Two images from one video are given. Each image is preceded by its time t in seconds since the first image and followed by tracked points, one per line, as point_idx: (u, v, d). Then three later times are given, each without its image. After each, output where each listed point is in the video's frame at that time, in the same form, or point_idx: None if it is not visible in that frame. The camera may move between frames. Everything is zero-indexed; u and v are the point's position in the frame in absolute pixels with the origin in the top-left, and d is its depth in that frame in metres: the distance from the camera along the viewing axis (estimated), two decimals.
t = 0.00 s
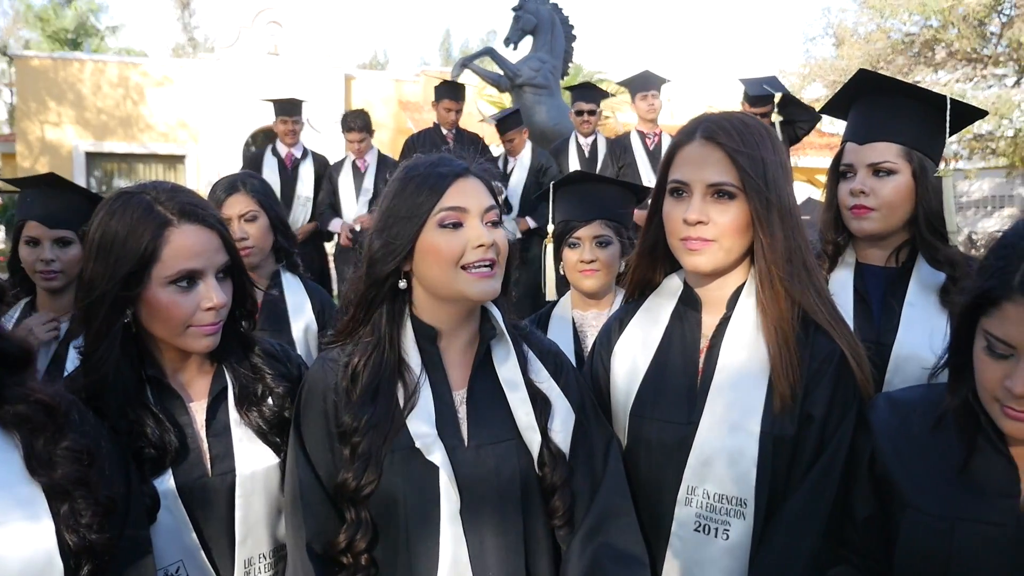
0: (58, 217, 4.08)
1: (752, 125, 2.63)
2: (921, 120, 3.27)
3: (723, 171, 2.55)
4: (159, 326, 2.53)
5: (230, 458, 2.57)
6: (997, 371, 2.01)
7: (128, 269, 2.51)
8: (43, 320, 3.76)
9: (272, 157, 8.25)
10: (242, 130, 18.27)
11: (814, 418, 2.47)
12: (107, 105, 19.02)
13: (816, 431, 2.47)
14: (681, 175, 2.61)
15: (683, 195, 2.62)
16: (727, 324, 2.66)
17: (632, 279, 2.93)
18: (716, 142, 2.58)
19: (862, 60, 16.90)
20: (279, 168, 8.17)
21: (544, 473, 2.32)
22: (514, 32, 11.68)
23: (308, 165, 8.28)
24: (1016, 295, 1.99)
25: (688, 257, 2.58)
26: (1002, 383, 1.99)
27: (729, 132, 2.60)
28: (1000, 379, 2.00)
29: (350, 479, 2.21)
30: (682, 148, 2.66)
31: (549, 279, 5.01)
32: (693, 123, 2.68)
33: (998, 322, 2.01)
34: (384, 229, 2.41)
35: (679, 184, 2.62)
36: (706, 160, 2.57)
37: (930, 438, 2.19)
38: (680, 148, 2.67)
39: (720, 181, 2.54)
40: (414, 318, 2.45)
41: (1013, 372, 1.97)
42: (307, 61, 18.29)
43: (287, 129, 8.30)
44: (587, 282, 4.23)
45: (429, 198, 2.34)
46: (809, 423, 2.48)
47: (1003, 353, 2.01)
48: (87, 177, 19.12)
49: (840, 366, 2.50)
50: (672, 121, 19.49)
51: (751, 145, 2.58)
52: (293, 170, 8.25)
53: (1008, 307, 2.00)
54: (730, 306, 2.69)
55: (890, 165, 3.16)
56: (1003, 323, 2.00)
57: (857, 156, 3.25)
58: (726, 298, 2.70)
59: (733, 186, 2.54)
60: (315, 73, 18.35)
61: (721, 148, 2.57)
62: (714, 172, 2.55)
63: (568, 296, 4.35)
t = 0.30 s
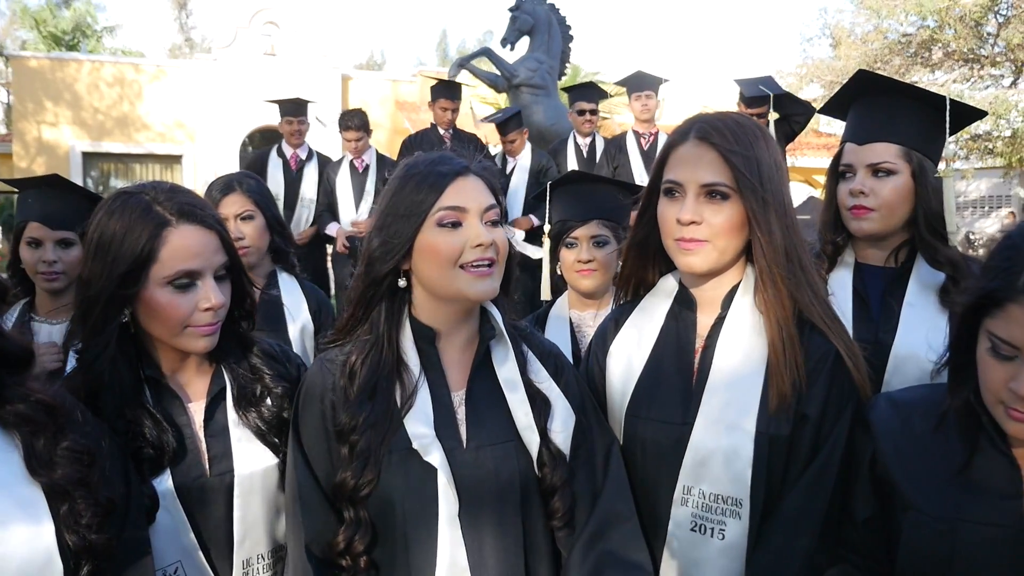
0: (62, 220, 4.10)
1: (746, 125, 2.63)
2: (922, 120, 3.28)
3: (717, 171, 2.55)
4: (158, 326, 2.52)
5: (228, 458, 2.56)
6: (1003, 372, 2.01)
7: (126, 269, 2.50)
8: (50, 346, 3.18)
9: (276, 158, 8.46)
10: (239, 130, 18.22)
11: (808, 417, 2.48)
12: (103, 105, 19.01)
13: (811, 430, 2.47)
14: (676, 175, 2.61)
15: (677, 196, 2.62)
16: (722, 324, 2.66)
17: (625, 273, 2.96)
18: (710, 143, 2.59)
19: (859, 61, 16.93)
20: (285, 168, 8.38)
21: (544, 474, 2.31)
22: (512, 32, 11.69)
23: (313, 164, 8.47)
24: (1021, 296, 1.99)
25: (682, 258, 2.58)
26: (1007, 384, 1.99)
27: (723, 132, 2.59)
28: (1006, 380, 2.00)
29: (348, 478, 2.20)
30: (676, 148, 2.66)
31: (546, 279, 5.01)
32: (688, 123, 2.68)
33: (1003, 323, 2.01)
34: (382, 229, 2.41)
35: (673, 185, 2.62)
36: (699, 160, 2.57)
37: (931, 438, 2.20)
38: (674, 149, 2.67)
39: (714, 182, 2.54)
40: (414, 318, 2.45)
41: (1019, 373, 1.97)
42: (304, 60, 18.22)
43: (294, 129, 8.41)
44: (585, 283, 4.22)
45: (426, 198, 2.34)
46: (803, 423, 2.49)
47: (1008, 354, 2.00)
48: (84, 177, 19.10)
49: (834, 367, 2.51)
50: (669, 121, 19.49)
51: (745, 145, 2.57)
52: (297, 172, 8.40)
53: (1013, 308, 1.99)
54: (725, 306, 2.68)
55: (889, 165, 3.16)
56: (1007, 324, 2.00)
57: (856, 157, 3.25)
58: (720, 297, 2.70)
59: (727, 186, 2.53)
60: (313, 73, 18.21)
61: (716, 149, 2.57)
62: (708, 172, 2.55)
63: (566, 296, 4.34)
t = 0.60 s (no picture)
0: (63, 220, 4.11)
1: (743, 126, 2.63)
2: (925, 120, 3.28)
3: (714, 172, 2.55)
4: (158, 325, 2.52)
5: (229, 458, 2.56)
6: (1009, 371, 2.01)
7: (127, 268, 2.50)
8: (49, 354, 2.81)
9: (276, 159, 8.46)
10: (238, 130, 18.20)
11: (806, 416, 2.48)
12: (103, 106, 19.01)
13: (809, 430, 2.48)
14: (672, 175, 2.61)
15: (673, 197, 2.62)
16: (719, 325, 2.66)
17: (624, 275, 2.97)
18: (707, 144, 2.58)
19: (859, 60, 16.96)
20: (284, 168, 8.38)
21: (540, 472, 2.31)
22: (511, 32, 11.70)
23: (312, 164, 8.48)
24: None
25: (680, 258, 2.58)
26: (1014, 383, 1.99)
27: (721, 133, 2.59)
28: (1012, 379, 2.00)
29: (344, 473, 2.20)
30: (673, 148, 2.65)
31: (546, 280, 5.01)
32: (686, 123, 2.68)
33: (1010, 322, 2.01)
34: (380, 231, 2.40)
35: (670, 186, 2.62)
36: (697, 161, 2.57)
37: (931, 437, 2.19)
38: (672, 149, 2.67)
39: (710, 183, 2.54)
40: (410, 319, 2.45)
41: None
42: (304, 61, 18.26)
43: (295, 129, 8.39)
44: (585, 283, 4.20)
45: (425, 203, 2.33)
46: (801, 422, 2.49)
47: (1014, 354, 2.01)
48: (84, 177, 19.10)
49: (830, 365, 2.51)
50: (669, 121, 19.50)
51: (742, 147, 2.57)
52: (296, 172, 8.43)
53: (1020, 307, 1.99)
54: (722, 306, 2.68)
55: (893, 164, 3.15)
56: (1014, 323, 2.00)
57: (860, 155, 3.23)
58: (717, 298, 2.70)
59: (724, 187, 2.53)
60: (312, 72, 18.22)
61: (712, 150, 2.57)
62: (705, 173, 2.55)
63: (566, 297, 4.32)
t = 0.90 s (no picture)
0: (64, 220, 4.11)
1: (745, 127, 2.64)
2: (930, 119, 3.29)
3: (715, 173, 2.56)
4: (158, 326, 2.53)
5: (230, 457, 2.58)
6: (1007, 373, 2.02)
7: (129, 269, 2.51)
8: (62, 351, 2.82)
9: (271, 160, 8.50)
10: (239, 131, 18.22)
11: (807, 415, 2.49)
12: (105, 106, 19.03)
13: (809, 430, 2.48)
14: (672, 176, 2.62)
15: (674, 196, 2.63)
16: (719, 326, 2.67)
17: (623, 276, 2.97)
18: (709, 145, 2.59)
19: (860, 60, 16.97)
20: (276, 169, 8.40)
21: (537, 475, 2.33)
22: (512, 32, 11.71)
23: (307, 166, 8.46)
24: None
25: (679, 258, 2.59)
26: (1013, 385, 2.00)
27: (723, 133, 2.60)
28: (1011, 381, 2.01)
29: (342, 475, 2.20)
30: (675, 148, 2.66)
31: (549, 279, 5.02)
32: (687, 124, 2.69)
33: (1009, 324, 2.02)
34: (373, 230, 2.40)
35: (671, 185, 2.63)
36: (698, 161, 2.58)
37: (928, 437, 2.20)
38: (673, 149, 2.68)
39: (711, 183, 2.55)
40: (400, 319, 2.45)
41: None
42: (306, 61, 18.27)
43: (289, 130, 8.37)
44: (587, 283, 4.21)
45: (420, 198, 2.34)
46: (802, 421, 2.50)
47: (1013, 356, 2.01)
48: (85, 178, 19.13)
49: (829, 365, 2.52)
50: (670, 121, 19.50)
51: (744, 148, 2.58)
52: (291, 171, 8.43)
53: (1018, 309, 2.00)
54: (722, 307, 2.70)
55: (902, 163, 3.16)
56: (1013, 325, 2.01)
57: (867, 154, 3.23)
58: (717, 299, 2.71)
59: (725, 187, 2.54)
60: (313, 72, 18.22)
61: (715, 151, 2.58)
62: (706, 173, 2.56)
63: (569, 297, 4.34)
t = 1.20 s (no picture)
0: (66, 221, 4.13)
1: (746, 125, 2.64)
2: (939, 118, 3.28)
3: (716, 170, 2.56)
4: (157, 327, 2.54)
5: (231, 457, 2.59)
6: (1008, 377, 2.02)
7: (129, 269, 2.52)
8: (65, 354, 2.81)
9: (269, 159, 8.58)
10: (241, 131, 18.23)
11: (809, 416, 2.49)
12: (106, 106, 19.04)
13: (812, 432, 2.48)
14: (675, 173, 2.63)
15: (675, 194, 2.64)
16: (721, 325, 2.67)
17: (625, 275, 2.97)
18: (710, 142, 2.59)
19: (862, 59, 16.98)
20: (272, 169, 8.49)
21: (532, 476, 2.35)
22: (513, 32, 11.72)
23: (304, 166, 8.48)
24: None
25: (679, 255, 2.60)
26: (1015, 391, 2.00)
27: (724, 130, 2.60)
28: (1013, 387, 2.01)
29: (345, 484, 2.18)
30: (677, 145, 2.67)
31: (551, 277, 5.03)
32: (690, 121, 2.70)
33: (1010, 331, 2.02)
34: (360, 230, 2.42)
35: (673, 183, 2.64)
36: (699, 158, 2.59)
37: (929, 439, 2.21)
38: (675, 146, 2.68)
39: (712, 181, 2.56)
40: (388, 322, 2.45)
41: None
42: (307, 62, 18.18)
43: (285, 131, 8.38)
44: (591, 283, 4.20)
45: (404, 201, 2.35)
46: (805, 422, 2.49)
47: (1014, 363, 2.02)
48: (87, 178, 19.14)
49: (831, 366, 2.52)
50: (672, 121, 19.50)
51: (745, 145, 2.58)
52: (288, 171, 8.45)
53: (1018, 317, 2.00)
54: (723, 306, 2.70)
55: (917, 163, 3.15)
56: (1014, 332, 2.01)
57: (882, 153, 3.20)
58: (719, 298, 2.71)
59: (725, 184, 2.55)
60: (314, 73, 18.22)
61: (716, 148, 2.58)
62: (706, 171, 2.57)
63: (572, 298, 4.32)
